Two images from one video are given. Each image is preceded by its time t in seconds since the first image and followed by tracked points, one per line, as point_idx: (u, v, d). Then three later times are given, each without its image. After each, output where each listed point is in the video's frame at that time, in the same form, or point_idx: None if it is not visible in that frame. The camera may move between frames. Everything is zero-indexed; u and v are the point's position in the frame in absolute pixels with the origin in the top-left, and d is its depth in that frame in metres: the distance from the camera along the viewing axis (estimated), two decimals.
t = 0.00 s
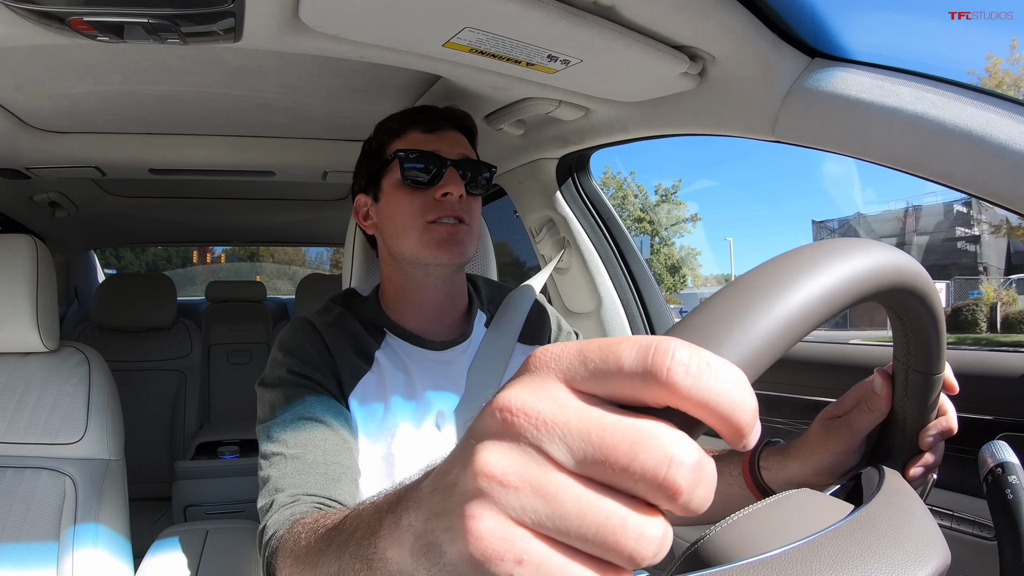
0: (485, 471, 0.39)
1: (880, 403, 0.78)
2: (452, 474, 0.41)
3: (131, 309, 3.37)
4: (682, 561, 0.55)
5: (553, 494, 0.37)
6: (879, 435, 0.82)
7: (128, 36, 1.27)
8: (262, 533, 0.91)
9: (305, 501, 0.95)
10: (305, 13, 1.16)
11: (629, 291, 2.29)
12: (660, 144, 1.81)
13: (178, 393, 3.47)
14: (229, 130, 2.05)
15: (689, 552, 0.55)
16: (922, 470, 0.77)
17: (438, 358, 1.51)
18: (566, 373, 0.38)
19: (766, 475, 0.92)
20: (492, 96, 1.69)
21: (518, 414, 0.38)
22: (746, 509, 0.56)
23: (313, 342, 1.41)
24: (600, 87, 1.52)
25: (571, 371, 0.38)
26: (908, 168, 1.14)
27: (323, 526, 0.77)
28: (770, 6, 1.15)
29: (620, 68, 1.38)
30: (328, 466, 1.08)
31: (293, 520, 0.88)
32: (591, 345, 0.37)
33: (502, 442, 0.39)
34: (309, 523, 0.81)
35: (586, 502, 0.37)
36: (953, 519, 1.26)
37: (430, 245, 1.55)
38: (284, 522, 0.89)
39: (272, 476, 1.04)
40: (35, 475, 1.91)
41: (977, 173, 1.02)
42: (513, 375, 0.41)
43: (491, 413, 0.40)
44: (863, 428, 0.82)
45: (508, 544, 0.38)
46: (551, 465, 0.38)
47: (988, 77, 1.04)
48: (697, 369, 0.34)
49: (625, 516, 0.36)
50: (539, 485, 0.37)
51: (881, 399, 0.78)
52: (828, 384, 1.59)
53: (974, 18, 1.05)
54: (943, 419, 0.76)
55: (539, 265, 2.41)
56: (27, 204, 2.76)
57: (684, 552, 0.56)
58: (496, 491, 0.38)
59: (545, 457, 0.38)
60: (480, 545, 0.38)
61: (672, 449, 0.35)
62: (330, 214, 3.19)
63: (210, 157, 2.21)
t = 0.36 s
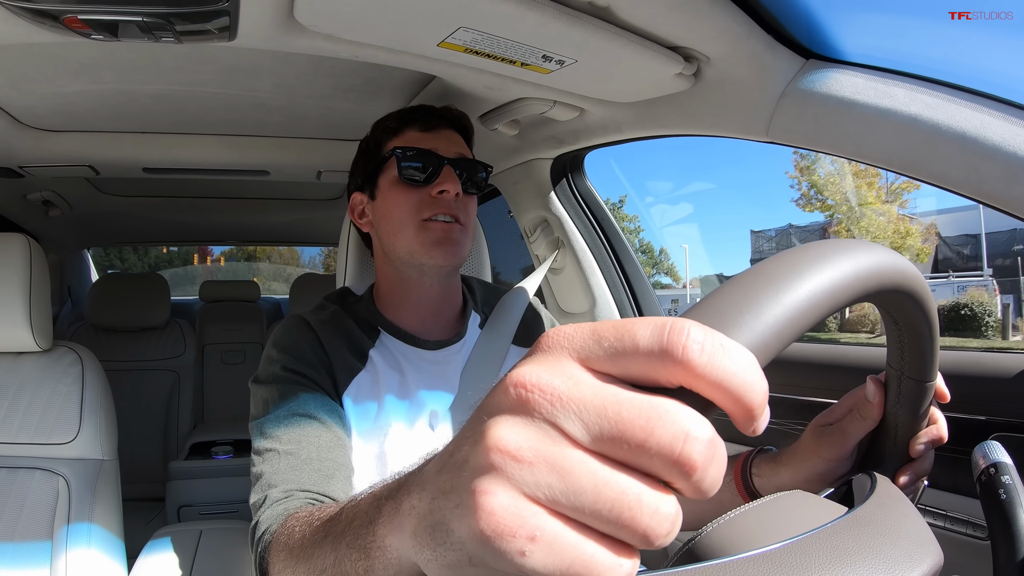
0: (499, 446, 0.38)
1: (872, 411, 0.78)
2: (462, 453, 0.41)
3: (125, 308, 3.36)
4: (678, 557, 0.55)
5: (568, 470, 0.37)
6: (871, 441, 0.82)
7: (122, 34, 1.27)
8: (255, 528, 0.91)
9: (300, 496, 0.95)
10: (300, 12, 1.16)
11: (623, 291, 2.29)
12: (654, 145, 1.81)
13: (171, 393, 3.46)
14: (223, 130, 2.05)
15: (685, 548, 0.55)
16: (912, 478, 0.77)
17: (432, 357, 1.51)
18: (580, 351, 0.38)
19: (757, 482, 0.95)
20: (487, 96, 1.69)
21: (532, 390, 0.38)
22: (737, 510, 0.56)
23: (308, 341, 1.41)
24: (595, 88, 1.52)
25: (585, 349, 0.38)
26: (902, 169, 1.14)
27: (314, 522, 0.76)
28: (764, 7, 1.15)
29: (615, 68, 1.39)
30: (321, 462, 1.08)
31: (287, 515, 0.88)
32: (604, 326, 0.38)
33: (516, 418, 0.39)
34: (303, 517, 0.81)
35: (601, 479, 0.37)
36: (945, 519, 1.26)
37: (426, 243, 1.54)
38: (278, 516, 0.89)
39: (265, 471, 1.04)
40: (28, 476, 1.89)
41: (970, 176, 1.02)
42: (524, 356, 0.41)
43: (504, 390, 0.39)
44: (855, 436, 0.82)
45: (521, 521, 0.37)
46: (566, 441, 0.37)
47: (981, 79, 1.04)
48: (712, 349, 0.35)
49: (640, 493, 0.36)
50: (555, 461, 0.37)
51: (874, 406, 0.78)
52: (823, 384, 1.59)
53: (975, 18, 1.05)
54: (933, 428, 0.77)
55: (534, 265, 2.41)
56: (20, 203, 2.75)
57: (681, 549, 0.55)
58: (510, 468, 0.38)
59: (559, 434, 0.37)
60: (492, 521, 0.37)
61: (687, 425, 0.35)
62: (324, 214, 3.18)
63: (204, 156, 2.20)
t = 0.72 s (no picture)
0: (479, 466, 0.39)
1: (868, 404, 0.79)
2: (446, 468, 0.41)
3: (120, 307, 3.35)
4: (673, 558, 0.55)
5: (544, 489, 0.37)
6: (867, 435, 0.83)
7: (118, 32, 1.26)
8: (249, 537, 0.91)
9: (293, 503, 0.95)
10: (296, 10, 1.16)
11: (619, 290, 2.29)
12: (650, 143, 1.82)
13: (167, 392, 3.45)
14: (218, 128, 2.04)
15: (679, 548, 0.55)
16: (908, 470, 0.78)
17: (427, 355, 1.51)
18: (556, 371, 0.38)
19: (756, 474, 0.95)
20: (483, 94, 1.69)
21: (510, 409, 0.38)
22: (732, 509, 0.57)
23: (301, 342, 1.40)
24: (591, 87, 1.53)
25: (562, 365, 0.38)
26: (897, 169, 1.14)
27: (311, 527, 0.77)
28: (760, 6, 1.16)
29: (611, 67, 1.39)
30: (315, 468, 1.07)
31: (280, 523, 0.88)
32: (581, 343, 0.37)
33: (495, 437, 0.39)
34: (295, 525, 0.81)
35: (579, 498, 0.37)
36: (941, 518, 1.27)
37: (422, 246, 1.55)
38: (271, 525, 0.89)
39: (258, 477, 1.03)
40: (23, 475, 1.89)
41: (965, 175, 1.03)
42: (504, 372, 0.41)
43: (483, 408, 0.40)
44: (851, 429, 0.83)
45: (501, 539, 0.38)
46: (544, 459, 0.38)
47: (976, 78, 1.05)
48: (688, 364, 0.34)
49: (617, 509, 0.37)
50: (532, 481, 0.38)
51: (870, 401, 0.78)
52: (818, 383, 1.60)
53: (974, 18, 1.05)
54: (930, 419, 0.76)
55: (530, 264, 2.41)
56: (15, 201, 2.74)
57: (676, 550, 0.55)
58: (488, 486, 0.38)
59: (538, 451, 0.38)
60: (473, 540, 0.38)
61: (663, 442, 0.35)
62: (319, 212, 3.18)
63: (200, 154, 2.20)
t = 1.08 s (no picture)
0: None
1: (875, 442, 0.74)
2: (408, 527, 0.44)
3: (120, 308, 3.35)
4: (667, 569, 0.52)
5: None
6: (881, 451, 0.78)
7: (119, 34, 1.26)
8: (243, 563, 0.97)
9: (284, 532, 1.00)
10: (297, 12, 1.16)
11: (619, 292, 2.29)
12: (650, 147, 1.82)
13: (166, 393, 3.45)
14: (219, 130, 2.05)
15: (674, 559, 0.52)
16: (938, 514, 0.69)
17: (427, 360, 1.51)
18: (443, 515, 0.42)
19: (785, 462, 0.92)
20: (484, 97, 1.69)
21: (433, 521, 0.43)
22: (738, 511, 0.55)
23: (296, 355, 1.40)
24: (591, 90, 1.53)
25: (449, 525, 0.41)
26: (897, 172, 1.14)
27: (310, 566, 0.83)
28: (761, 10, 1.15)
29: (611, 71, 1.39)
30: (306, 493, 1.11)
31: (272, 555, 0.93)
32: (464, 488, 0.41)
33: None
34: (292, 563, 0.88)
35: None
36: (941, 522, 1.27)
37: (424, 244, 1.53)
38: (262, 556, 0.94)
39: (252, 501, 1.08)
40: (22, 476, 1.89)
41: (966, 178, 1.03)
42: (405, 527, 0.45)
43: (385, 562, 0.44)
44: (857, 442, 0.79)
45: None
46: None
47: (976, 83, 1.04)
48: (551, 530, 0.36)
49: None
50: None
51: (876, 439, 0.74)
52: (817, 386, 1.60)
53: (975, 18, 1.05)
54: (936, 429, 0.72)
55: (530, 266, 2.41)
56: (15, 202, 2.74)
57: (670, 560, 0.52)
58: None
59: None
60: None
61: None
62: (319, 214, 3.18)
63: (200, 156, 2.20)
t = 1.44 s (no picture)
0: None
1: (879, 445, 0.75)
2: None
3: (121, 307, 3.35)
4: (671, 566, 0.50)
5: None
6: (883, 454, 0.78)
7: (120, 33, 1.26)
8: (252, 570, 1.02)
9: (290, 540, 1.04)
10: (298, 11, 1.16)
11: (620, 291, 2.29)
12: (652, 145, 1.82)
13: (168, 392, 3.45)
14: (221, 129, 2.05)
15: (679, 556, 0.50)
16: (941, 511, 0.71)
17: (434, 354, 1.50)
18: None
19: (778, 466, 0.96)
20: (485, 96, 1.69)
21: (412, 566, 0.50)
22: (753, 504, 0.54)
23: (301, 352, 1.40)
24: (592, 89, 1.53)
25: None
26: (898, 170, 1.14)
27: None
28: (763, 9, 1.15)
29: (612, 70, 1.39)
30: (311, 500, 1.14)
31: (277, 566, 0.98)
32: None
33: None
34: None
35: None
36: (943, 520, 1.27)
37: (436, 238, 1.54)
38: (268, 566, 0.99)
39: (259, 508, 1.12)
40: (24, 475, 1.89)
41: (968, 176, 1.03)
42: None
43: None
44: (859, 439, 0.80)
45: None
46: None
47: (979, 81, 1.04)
48: None
49: None
50: None
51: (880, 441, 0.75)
52: (819, 385, 1.60)
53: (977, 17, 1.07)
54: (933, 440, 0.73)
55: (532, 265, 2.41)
56: (17, 201, 2.74)
57: (674, 557, 0.51)
58: None
59: None
60: None
61: None
62: (320, 214, 3.19)
63: (202, 155, 2.20)
